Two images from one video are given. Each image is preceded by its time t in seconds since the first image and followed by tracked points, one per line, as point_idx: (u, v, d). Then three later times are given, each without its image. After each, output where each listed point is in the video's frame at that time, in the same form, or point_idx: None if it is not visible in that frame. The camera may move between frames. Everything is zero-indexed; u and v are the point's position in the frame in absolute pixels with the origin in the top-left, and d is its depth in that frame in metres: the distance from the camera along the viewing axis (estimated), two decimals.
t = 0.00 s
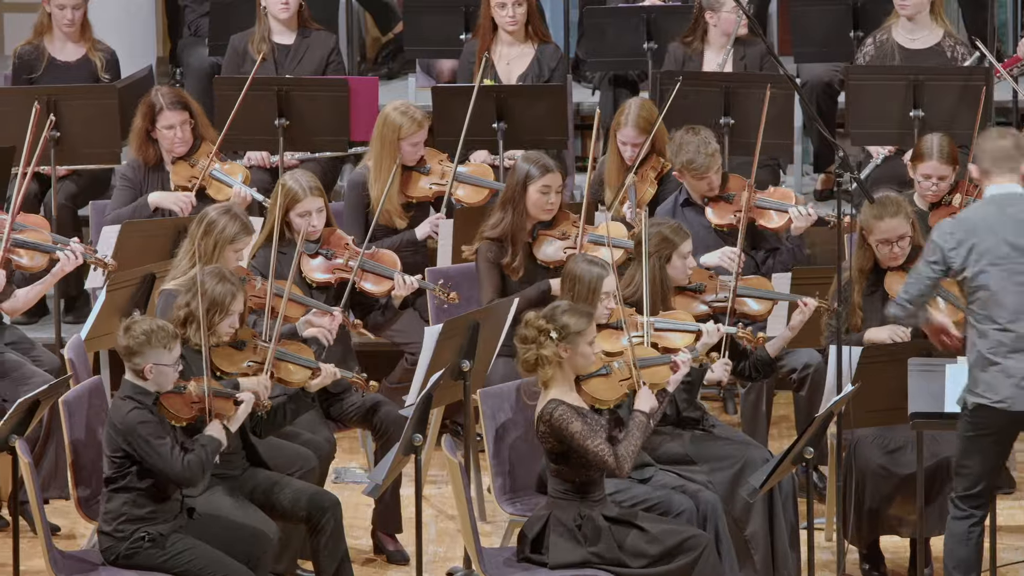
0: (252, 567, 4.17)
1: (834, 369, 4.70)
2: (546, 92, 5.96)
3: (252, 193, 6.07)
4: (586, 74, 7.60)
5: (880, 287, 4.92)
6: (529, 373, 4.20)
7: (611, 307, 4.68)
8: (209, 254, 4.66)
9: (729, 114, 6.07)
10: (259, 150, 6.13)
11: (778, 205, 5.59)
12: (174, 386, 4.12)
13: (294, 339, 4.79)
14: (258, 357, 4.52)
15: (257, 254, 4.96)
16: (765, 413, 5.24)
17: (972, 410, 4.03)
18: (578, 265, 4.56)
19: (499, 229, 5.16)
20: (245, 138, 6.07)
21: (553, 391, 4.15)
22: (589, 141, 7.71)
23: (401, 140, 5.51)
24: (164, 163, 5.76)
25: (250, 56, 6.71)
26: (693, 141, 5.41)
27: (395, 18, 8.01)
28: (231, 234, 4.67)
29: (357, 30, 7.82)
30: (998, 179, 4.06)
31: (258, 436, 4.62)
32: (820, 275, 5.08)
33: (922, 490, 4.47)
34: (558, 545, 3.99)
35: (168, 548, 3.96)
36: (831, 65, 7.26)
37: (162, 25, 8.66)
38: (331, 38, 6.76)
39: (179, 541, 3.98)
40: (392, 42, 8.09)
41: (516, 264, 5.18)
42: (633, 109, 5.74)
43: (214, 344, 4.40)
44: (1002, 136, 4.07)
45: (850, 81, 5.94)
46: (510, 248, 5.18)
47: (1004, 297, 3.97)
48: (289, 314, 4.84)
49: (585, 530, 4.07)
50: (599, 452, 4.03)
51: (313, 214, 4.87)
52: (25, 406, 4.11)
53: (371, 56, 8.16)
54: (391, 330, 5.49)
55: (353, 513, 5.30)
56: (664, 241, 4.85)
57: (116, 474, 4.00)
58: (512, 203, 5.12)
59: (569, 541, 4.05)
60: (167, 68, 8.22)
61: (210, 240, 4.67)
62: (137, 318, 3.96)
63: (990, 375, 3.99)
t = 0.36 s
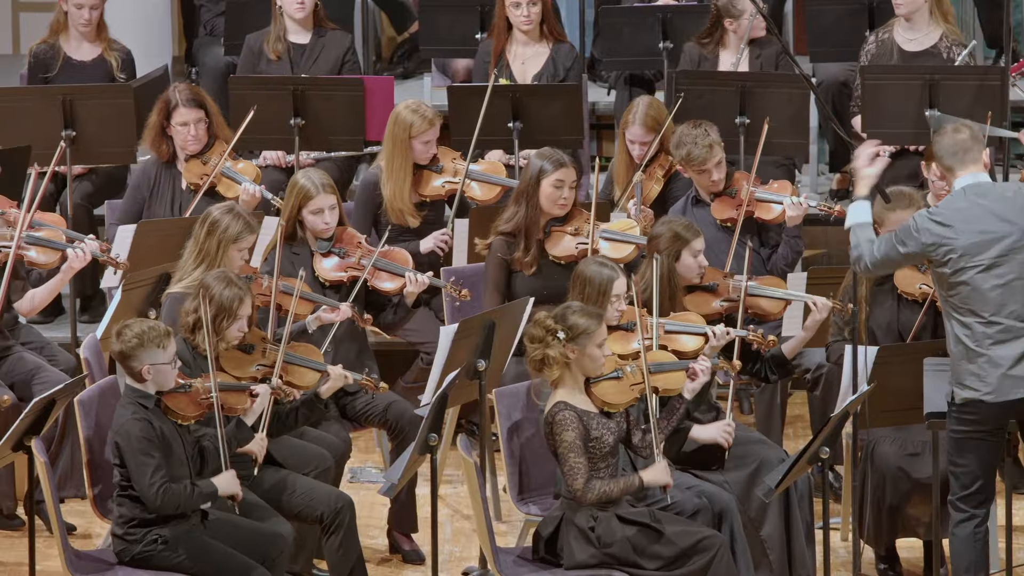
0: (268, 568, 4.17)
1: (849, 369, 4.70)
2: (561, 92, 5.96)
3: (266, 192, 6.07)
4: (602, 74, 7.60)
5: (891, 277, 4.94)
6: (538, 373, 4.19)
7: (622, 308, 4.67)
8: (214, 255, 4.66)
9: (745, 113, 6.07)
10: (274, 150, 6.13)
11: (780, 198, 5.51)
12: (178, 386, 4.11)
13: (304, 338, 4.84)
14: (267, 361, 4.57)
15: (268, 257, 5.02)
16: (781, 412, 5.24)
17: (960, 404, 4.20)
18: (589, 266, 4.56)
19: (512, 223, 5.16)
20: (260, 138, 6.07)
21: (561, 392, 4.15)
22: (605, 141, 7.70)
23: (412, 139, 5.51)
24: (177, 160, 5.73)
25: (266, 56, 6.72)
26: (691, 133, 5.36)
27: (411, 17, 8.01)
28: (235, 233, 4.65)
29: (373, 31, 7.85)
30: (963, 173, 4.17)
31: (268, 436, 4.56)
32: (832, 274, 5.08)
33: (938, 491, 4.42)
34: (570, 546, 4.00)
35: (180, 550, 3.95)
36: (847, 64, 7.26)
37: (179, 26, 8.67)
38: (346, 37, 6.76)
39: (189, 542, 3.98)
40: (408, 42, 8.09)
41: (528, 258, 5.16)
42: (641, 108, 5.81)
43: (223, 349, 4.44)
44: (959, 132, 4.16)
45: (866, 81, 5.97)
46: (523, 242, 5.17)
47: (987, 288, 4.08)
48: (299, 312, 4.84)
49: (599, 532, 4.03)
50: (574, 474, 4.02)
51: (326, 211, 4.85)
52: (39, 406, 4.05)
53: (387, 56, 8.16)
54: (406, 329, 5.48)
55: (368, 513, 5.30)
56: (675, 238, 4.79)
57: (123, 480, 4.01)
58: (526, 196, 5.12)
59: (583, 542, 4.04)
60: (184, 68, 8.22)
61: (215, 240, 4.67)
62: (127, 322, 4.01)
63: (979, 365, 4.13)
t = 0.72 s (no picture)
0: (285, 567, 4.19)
1: (869, 369, 4.68)
2: (580, 92, 5.96)
3: (283, 192, 6.06)
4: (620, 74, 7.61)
5: (913, 280, 4.91)
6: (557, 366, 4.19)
7: (640, 308, 4.64)
8: (227, 255, 4.65)
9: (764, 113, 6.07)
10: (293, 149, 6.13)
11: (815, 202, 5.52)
12: (185, 387, 4.12)
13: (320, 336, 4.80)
14: (284, 358, 4.55)
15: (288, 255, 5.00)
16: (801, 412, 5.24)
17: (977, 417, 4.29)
18: (606, 266, 4.52)
19: (532, 222, 5.17)
20: (279, 138, 6.07)
21: (581, 385, 4.13)
22: (623, 141, 7.70)
23: (431, 138, 5.50)
24: (196, 160, 5.73)
25: (285, 56, 6.72)
26: (734, 127, 5.39)
27: (430, 17, 8.02)
28: (247, 233, 4.64)
29: (391, 31, 7.87)
30: (986, 186, 4.34)
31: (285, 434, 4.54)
32: (852, 274, 5.13)
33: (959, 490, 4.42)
34: (588, 545, 4.01)
35: (195, 553, 4.00)
36: (865, 65, 7.27)
37: (198, 26, 8.69)
38: (365, 37, 6.77)
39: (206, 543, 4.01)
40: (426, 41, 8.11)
41: (550, 256, 5.17)
42: (658, 107, 5.80)
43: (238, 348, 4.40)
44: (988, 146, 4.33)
45: (886, 81, 5.97)
46: (545, 240, 5.17)
47: (1000, 301, 4.22)
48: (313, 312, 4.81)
49: (617, 529, 4.04)
50: (586, 470, 3.98)
51: (348, 210, 4.86)
52: (59, 405, 4.08)
53: (405, 56, 8.17)
54: (426, 329, 5.49)
55: (387, 513, 5.30)
56: (696, 243, 4.73)
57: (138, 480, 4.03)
58: (548, 193, 5.14)
59: (602, 540, 4.04)
60: (202, 68, 8.23)
61: (227, 241, 4.65)
62: (128, 325, 4.02)
63: (992, 381, 4.23)
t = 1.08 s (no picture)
0: (305, 565, 4.19)
1: (889, 369, 4.70)
2: (600, 92, 5.97)
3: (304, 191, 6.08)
4: (641, 73, 7.62)
5: (945, 278, 4.96)
6: (580, 358, 4.17)
7: (664, 305, 4.68)
8: (252, 253, 4.67)
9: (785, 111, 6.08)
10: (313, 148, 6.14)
11: (858, 206, 5.57)
12: (204, 382, 4.11)
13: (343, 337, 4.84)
14: (308, 354, 4.57)
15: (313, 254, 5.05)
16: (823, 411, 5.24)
17: None
18: (627, 263, 4.52)
19: (550, 222, 5.19)
20: (300, 137, 6.08)
21: (605, 373, 4.11)
22: (644, 141, 7.71)
23: (455, 137, 5.54)
24: (219, 157, 5.73)
25: (305, 55, 6.73)
26: (791, 125, 5.42)
27: (450, 17, 8.02)
28: (273, 231, 4.66)
29: (411, 31, 7.90)
30: None
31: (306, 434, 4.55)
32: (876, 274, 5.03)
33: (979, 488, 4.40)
34: (613, 535, 4.02)
35: (220, 546, 3.99)
36: (886, 64, 7.27)
37: (219, 26, 8.72)
38: (385, 37, 6.77)
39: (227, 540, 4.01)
40: (446, 41, 8.13)
41: (569, 256, 5.18)
42: (684, 107, 5.81)
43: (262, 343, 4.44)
44: None
45: (905, 81, 5.94)
46: (564, 241, 5.18)
47: None
48: (337, 312, 4.85)
49: (641, 522, 4.05)
50: (627, 446, 3.98)
51: (373, 210, 4.92)
52: (80, 404, 4.11)
53: (426, 55, 8.19)
54: (447, 328, 5.50)
55: (407, 512, 5.31)
56: (716, 238, 4.79)
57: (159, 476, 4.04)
58: (567, 194, 5.15)
59: (627, 533, 4.06)
60: (222, 67, 8.24)
61: (253, 239, 4.67)
62: (148, 320, 4.04)
63: None
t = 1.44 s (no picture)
0: (324, 564, 4.16)
1: (908, 371, 4.76)
2: (620, 90, 5.95)
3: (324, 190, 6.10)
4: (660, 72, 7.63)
5: (966, 280, 5.00)
6: (602, 355, 4.18)
7: (684, 305, 4.68)
8: (283, 251, 4.68)
9: (804, 111, 6.07)
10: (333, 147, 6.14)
11: (886, 213, 5.62)
12: (229, 382, 4.11)
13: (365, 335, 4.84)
14: (331, 350, 4.59)
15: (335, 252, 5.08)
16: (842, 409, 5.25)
17: None
18: (652, 261, 4.56)
19: (566, 223, 5.18)
20: (320, 135, 6.09)
21: (628, 369, 4.13)
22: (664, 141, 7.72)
23: (477, 136, 5.53)
24: (238, 155, 5.74)
25: (325, 55, 6.74)
26: (822, 130, 5.42)
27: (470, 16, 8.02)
28: (306, 232, 4.68)
29: (431, 31, 7.95)
30: None
31: (330, 434, 4.54)
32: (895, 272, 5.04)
33: (998, 487, 4.38)
34: (634, 534, 4.00)
35: (240, 544, 4.00)
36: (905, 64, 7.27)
37: (239, 25, 8.75)
38: (405, 36, 6.79)
39: (247, 538, 4.02)
40: (466, 40, 8.17)
41: (584, 257, 5.19)
42: (708, 105, 5.81)
43: (286, 337, 4.48)
44: None
45: (925, 79, 5.95)
46: (578, 242, 5.19)
47: None
48: (363, 316, 4.90)
49: (661, 520, 4.05)
50: (664, 427, 3.99)
51: (393, 210, 4.93)
52: (100, 403, 4.05)
53: (444, 54, 8.22)
54: (467, 327, 5.51)
55: (426, 511, 5.31)
56: (737, 236, 4.82)
57: (179, 475, 4.06)
58: (579, 195, 5.15)
59: (646, 531, 4.05)
60: (241, 66, 8.26)
61: (285, 238, 4.68)
62: (176, 316, 4.08)
63: None
